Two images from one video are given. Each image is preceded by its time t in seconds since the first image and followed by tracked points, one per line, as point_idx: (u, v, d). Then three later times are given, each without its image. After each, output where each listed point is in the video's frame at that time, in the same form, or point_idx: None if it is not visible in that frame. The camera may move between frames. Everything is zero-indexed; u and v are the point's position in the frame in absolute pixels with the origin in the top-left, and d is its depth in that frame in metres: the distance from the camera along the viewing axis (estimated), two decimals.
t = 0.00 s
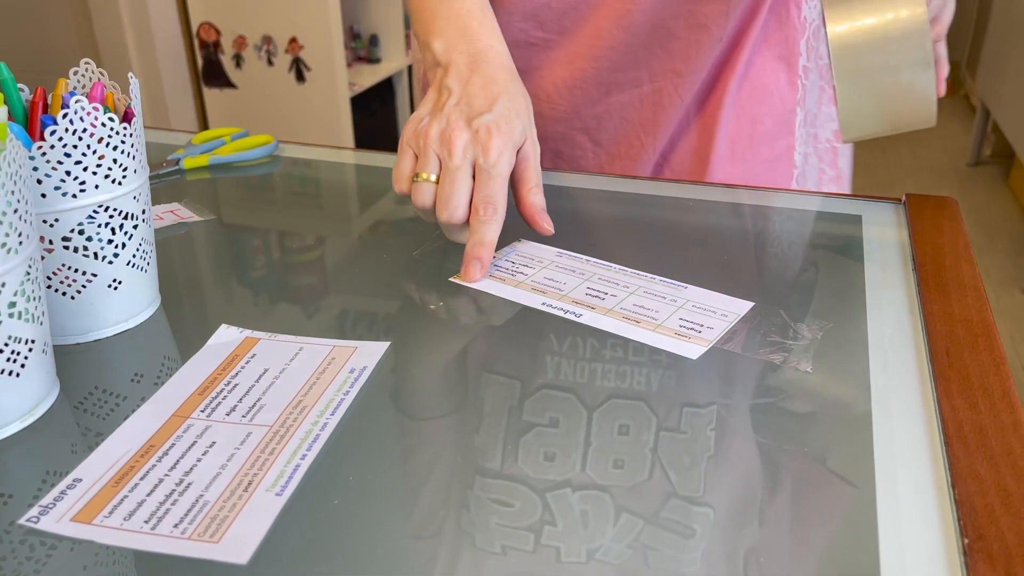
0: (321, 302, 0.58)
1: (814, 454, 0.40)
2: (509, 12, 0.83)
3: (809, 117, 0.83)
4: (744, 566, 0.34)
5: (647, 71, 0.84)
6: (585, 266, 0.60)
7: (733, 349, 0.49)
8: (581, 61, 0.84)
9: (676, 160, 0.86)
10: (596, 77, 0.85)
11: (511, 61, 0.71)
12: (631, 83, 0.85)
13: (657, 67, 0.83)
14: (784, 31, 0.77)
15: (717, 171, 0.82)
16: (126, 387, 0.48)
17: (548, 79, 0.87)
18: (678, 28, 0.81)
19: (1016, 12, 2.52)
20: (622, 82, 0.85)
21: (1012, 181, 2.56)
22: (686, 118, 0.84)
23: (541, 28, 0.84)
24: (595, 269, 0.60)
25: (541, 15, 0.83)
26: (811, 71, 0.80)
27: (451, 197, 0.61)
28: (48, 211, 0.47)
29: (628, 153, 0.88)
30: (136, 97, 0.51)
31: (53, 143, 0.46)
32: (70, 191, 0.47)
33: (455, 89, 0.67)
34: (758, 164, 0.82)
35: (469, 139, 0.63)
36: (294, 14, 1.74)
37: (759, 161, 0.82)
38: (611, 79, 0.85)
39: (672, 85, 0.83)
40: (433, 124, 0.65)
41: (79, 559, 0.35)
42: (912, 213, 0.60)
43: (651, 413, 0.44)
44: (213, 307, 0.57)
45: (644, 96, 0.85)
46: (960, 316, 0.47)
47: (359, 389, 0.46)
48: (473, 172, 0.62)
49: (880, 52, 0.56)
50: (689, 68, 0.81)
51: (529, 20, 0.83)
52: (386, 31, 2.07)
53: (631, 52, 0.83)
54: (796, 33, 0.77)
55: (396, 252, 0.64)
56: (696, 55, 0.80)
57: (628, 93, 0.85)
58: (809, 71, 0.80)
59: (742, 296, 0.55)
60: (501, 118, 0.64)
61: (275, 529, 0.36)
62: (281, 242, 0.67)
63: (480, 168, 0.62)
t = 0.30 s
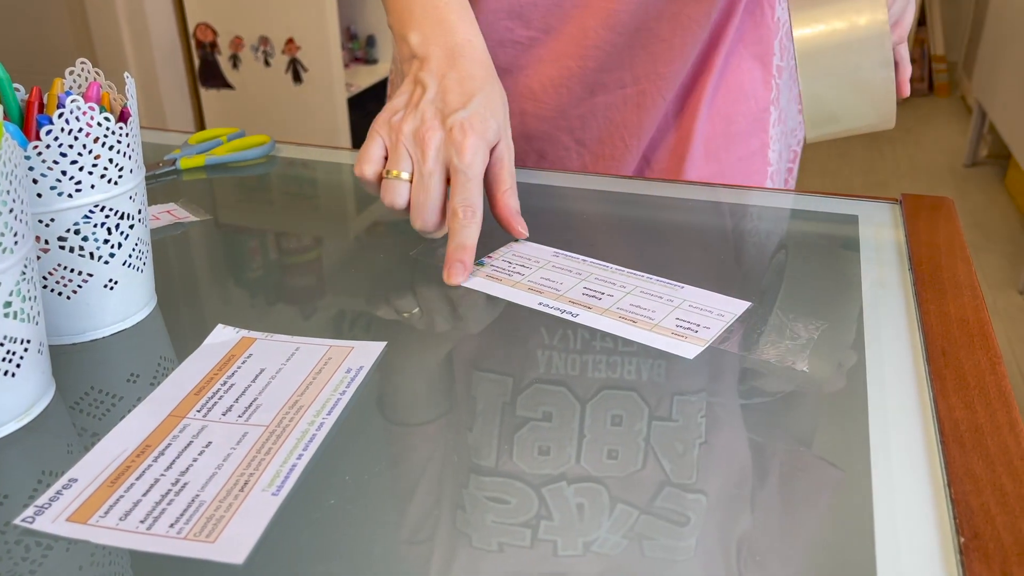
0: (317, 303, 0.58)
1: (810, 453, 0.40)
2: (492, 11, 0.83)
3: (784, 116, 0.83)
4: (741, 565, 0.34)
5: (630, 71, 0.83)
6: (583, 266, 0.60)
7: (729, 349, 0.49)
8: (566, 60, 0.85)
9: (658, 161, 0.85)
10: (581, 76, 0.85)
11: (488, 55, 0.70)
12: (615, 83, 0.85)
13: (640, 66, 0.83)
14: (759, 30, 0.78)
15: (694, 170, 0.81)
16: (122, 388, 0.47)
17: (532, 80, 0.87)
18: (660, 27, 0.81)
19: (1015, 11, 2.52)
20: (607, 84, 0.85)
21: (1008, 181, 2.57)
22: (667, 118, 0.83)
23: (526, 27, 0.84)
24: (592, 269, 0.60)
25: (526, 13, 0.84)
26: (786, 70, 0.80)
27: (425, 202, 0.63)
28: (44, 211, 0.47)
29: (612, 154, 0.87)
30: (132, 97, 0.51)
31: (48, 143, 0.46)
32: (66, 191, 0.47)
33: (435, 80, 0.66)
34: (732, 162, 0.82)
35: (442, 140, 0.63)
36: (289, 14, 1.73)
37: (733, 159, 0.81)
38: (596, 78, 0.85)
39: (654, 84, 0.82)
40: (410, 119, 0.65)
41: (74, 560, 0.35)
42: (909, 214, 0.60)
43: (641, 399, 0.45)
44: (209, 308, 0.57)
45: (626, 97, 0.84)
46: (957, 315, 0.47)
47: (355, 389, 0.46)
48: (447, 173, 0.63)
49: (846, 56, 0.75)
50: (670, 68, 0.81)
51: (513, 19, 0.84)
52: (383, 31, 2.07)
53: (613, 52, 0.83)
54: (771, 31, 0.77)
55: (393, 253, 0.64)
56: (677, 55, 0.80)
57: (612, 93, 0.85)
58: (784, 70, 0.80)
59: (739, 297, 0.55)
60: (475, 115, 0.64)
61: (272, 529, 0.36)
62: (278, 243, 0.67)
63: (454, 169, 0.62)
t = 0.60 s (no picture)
0: (315, 306, 0.57)
1: (812, 455, 0.40)
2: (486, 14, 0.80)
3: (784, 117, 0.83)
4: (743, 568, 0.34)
5: (631, 74, 0.80)
6: (582, 267, 0.60)
7: (730, 350, 0.49)
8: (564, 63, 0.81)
9: (661, 165, 0.85)
10: (580, 79, 0.80)
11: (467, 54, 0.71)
12: (613, 87, 0.81)
13: (641, 68, 0.79)
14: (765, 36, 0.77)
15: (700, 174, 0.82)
16: (120, 390, 0.47)
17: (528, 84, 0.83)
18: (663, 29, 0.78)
19: (1012, 14, 2.52)
20: (605, 86, 0.81)
21: (1006, 182, 2.57)
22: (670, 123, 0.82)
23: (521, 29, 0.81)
24: (592, 271, 0.60)
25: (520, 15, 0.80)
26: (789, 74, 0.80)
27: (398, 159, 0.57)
28: (41, 212, 0.47)
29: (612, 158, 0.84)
30: (130, 98, 0.51)
31: (45, 144, 0.46)
32: (63, 192, 0.47)
33: None
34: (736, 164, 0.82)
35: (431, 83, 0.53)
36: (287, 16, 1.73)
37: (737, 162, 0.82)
38: (595, 82, 0.80)
39: (657, 89, 0.80)
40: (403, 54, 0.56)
41: (72, 563, 0.34)
42: (908, 215, 0.60)
43: (640, 411, 0.44)
44: (207, 311, 0.56)
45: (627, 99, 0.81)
46: (958, 315, 0.47)
47: (355, 391, 0.46)
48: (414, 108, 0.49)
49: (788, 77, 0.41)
50: (673, 72, 0.79)
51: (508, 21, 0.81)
52: (381, 33, 2.07)
53: (615, 56, 0.79)
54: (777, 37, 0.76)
55: (393, 255, 0.64)
56: (678, 59, 0.78)
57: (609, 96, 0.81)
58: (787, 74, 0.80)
59: (739, 298, 0.55)
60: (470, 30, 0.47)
61: (270, 531, 0.36)
62: (276, 246, 0.67)
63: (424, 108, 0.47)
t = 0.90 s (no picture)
0: (315, 310, 0.57)
1: (814, 458, 0.40)
2: (493, 3, 0.79)
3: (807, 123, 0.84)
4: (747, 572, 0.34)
5: (642, 68, 0.78)
6: (584, 271, 0.60)
7: (733, 354, 0.49)
8: (572, 54, 0.79)
9: (675, 167, 0.82)
10: (588, 71, 0.79)
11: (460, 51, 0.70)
12: (624, 81, 0.79)
13: (652, 61, 0.77)
14: (786, 38, 0.78)
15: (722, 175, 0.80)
16: (122, 395, 0.47)
17: (536, 77, 0.82)
18: (676, 21, 0.75)
19: (1010, 17, 2.53)
20: (616, 80, 0.79)
21: (1005, 185, 2.58)
22: (686, 124, 0.79)
23: (528, 20, 0.80)
24: (594, 274, 0.60)
25: (528, 5, 0.79)
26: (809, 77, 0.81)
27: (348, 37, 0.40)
28: (44, 217, 0.47)
29: (626, 155, 0.82)
30: (131, 102, 0.51)
31: (49, 148, 0.46)
32: (66, 197, 0.47)
33: None
34: (756, 169, 0.82)
35: None
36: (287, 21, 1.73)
37: (757, 167, 0.82)
38: (604, 74, 0.79)
39: (669, 84, 0.78)
40: None
41: (77, 568, 0.34)
42: (909, 217, 0.60)
43: (642, 415, 0.44)
44: (208, 315, 0.56)
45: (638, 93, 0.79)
46: (961, 318, 0.47)
47: (358, 396, 0.46)
48: None
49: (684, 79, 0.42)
50: (685, 66, 0.77)
51: (514, 10, 0.79)
52: (380, 37, 2.07)
53: (624, 48, 0.77)
54: (797, 39, 0.78)
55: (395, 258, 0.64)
56: (690, 55, 0.76)
57: (620, 93, 0.79)
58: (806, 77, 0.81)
59: (740, 301, 0.55)
60: None
61: (275, 536, 0.36)
62: (276, 251, 0.67)
63: None
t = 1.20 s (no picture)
0: (314, 316, 0.57)
1: (813, 462, 0.40)
2: None
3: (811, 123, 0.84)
4: None
5: (645, 63, 0.78)
6: (583, 276, 0.60)
7: (731, 358, 0.49)
8: (574, 49, 0.80)
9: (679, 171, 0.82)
10: (590, 65, 0.79)
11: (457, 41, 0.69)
12: (626, 76, 0.79)
13: (653, 56, 0.78)
14: (787, 36, 0.78)
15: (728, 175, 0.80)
16: (122, 402, 0.47)
17: (539, 74, 0.82)
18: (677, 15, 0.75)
19: (1009, 20, 2.53)
20: (617, 75, 0.79)
21: (1004, 188, 2.58)
22: (689, 120, 0.79)
23: (527, 16, 0.80)
24: (593, 279, 0.60)
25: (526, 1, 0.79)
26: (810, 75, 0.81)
27: None
28: (43, 224, 0.47)
29: (629, 153, 0.82)
30: (131, 110, 0.51)
31: (48, 156, 0.46)
32: (65, 205, 0.47)
33: None
34: (761, 171, 0.83)
35: None
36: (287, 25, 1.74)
37: (761, 168, 0.83)
38: (605, 69, 0.79)
39: (672, 79, 0.77)
40: None
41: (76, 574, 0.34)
42: (908, 221, 0.60)
43: (635, 423, 0.44)
44: (207, 321, 0.56)
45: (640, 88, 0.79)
46: (959, 321, 0.47)
47: (357, 402, 0.46)
48: None
49: None
50: (688, 61, 0.76)
51: (515, 6, 0.80)
52: (379, 42, 2.08)
53: (625, 41, 0.77)
54: (798, 36, 0.78)
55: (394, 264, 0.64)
56: (692, 48, 0.76)
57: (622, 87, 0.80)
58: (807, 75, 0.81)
59: (738, 306, 0.55)
60: None
61: (273, 542, 0.36)
62: (275, 256, 0.67)
63: None
